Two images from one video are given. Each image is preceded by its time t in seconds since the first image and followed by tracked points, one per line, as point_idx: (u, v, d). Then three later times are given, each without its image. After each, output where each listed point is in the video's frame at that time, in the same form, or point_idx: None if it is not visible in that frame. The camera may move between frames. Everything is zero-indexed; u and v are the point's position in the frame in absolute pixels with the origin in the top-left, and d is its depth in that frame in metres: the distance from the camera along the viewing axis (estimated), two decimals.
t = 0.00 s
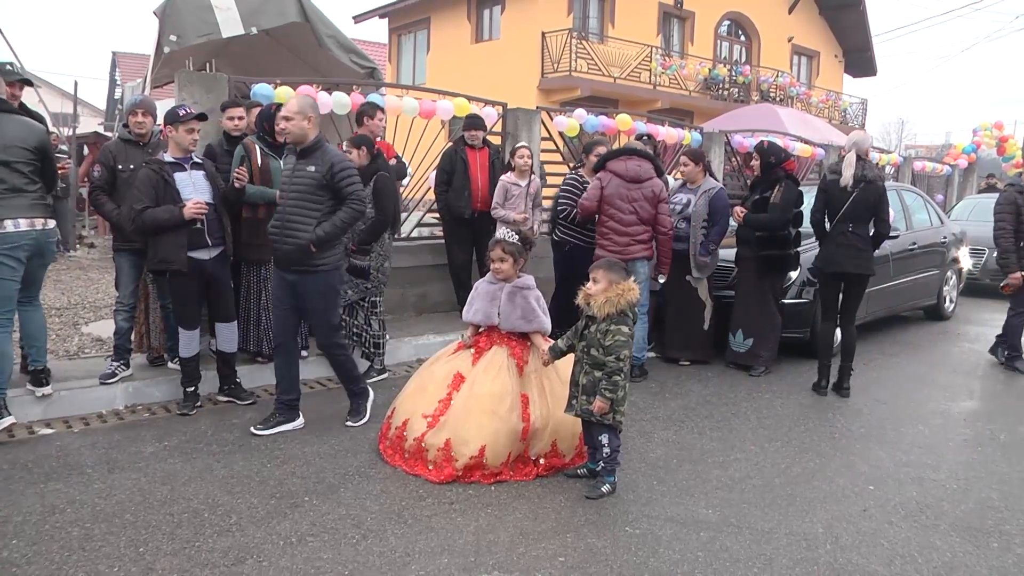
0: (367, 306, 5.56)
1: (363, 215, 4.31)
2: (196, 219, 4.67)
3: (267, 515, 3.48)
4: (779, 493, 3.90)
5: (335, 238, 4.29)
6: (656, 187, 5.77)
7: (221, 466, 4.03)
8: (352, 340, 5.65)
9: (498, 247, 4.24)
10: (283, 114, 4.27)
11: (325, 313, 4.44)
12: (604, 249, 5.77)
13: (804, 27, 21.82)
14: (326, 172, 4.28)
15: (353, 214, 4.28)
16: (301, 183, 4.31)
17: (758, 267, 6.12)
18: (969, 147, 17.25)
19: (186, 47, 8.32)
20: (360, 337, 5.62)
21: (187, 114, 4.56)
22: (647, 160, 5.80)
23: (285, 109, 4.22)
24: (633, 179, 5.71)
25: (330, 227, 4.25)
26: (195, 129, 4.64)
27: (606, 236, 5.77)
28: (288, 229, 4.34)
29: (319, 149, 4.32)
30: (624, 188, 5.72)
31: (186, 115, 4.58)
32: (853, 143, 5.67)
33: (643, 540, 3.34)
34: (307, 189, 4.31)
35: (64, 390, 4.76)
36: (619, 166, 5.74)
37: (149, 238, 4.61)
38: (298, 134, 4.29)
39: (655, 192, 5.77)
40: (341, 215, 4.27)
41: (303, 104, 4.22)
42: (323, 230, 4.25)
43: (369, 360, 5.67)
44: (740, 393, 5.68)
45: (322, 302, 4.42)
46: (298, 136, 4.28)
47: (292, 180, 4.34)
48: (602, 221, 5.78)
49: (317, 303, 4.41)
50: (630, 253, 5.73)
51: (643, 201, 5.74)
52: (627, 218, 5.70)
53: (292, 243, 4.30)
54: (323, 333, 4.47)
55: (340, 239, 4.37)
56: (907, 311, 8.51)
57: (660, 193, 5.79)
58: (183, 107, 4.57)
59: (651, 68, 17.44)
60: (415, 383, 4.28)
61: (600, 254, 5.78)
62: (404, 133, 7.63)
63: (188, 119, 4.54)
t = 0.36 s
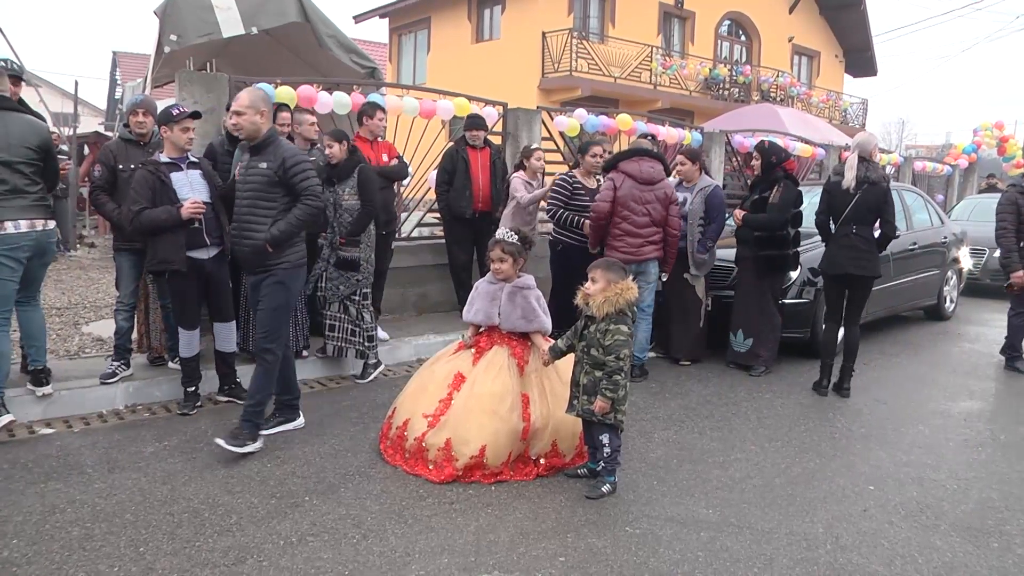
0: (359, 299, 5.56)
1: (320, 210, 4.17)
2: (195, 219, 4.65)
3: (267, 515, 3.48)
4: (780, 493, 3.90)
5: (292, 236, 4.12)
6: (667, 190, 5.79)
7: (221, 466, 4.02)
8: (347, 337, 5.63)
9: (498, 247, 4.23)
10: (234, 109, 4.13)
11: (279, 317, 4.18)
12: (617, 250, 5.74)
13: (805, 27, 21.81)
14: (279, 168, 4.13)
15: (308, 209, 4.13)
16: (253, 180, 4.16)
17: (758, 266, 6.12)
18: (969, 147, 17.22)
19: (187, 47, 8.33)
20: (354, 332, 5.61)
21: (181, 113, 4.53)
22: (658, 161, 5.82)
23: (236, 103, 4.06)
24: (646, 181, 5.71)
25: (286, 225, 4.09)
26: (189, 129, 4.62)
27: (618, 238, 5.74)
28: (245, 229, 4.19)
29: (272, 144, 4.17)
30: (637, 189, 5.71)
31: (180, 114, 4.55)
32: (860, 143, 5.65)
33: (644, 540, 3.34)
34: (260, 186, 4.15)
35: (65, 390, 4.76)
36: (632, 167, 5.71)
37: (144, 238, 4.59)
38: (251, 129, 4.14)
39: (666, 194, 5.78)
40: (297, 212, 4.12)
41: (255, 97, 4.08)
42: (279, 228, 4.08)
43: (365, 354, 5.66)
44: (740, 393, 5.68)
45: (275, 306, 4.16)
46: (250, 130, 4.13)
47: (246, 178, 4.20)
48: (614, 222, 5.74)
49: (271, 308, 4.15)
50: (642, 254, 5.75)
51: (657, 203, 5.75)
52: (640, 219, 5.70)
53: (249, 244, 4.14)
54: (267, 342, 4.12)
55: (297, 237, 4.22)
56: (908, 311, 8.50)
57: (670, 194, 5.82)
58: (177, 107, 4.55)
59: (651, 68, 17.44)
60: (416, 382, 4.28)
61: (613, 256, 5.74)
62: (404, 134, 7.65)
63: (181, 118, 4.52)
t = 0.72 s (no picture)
0: (346, 292, 5.57)
1: (269, 215, 3.91)
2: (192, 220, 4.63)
3: (264, 516, 3.48)
4: (778, 494, 3.91)
5: (235, 242, 3.86)
6: (669, 191, 5.79)
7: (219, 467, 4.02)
8: (332, 330, 5.62)
9: (495, 248, 4.23)
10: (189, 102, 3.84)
11: (227, 340, 4.01)
12: (620, 253, 5.75)
13: (803, 28, 21.85)
14: (229, 167, 3.87)
15: (256, 214, 3.87)
16: (201, 178, 3.90)
17: (755, 268, 6.13)
18: (967, 148, 17.25)
19: (185, 47, 8.33)
20: (341, 325, 5.63)
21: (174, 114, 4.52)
22: (659, 161, 5.80)
23: (190, 96, 3.78)
24: (648, 182, 5.70)
25: (231, 229, 3.83)
26: (185, 129, 4.60)
27: (621, 240, 5.75)
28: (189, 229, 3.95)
29: (226, 142, 3.92)
30: (640, 191, 5.70)
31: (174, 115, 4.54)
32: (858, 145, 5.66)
33: (642, 540, 3.34)
34: (208, 185, 3.89)
35: (63, 391, 4.75)
36: (636, 168, 5.68)
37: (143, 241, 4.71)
38: (205, 124, 3.85)
39: (668, 196, 5.79)
40: (243, 216, 3.85)
41: (212, 91, 3.80)
42: (222, 232, 3.83)
43: (351, 347, 5.68)
44: (738, 394, 5.68)
45: (224, 317, 3.97)
46: (202, 125, 3.85)
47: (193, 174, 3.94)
48: (617, 224, 5.74)
49: (219, 321, 3.96)
50: (644, 256, 5.77)
51: (659, 205, 5.76)
52: (643, 221, 5.71)
53: (191, 246, 3.88)
54: (220, 357, 4.00)
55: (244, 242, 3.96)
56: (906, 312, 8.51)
57: (672, 195, 5.82)
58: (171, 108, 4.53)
59: (649, 69, 17.45)
60: (414, 383, 4.28)
61: (617, 258, 5.75)
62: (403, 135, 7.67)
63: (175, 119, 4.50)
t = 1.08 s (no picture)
0: (345, 290, 5.59)
1: (213, 217, 3.80)
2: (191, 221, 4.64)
3: (264, 517, 3.47)
4: (777, 494, 3.91)
5: (180, 247, 3.74)
6: (668, 192, 5.78)
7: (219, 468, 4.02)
8: (329, 328, 5.67)
9: (494, 249, 4.22)
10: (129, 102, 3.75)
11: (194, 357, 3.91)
12: (617, 253, 5.76)
13: (802, 29, 21.87)
14: (171, 168, 3.76)
15: (201, 216, 3.76)
16: (143, 182, 3.79)
17: (753, 269, 6.13)
18: (966, 149, 17.27)
19: (185, 48, 8.34)
20: (338, 324, 5.67)
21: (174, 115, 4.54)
22: (660, 163, 5.78)
23: (129, 95, 3.69)
24: (647, 184, 5.69)
25: (176, 234, 3.72)
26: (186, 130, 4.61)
27: (619, 240, 5.76)
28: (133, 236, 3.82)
29: (167, 142, 3.80)
30: (639, 193, 5.70)
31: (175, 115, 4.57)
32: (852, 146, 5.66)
33: (641, 541, 3.35)
34: (151, 189, 3.78)
35: (61, 392, 4.75)
36: (635, 170, 5.68)
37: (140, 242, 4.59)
38: (146, 124, 3.76)
39: (667, 198, 5.78)
40: (187, 219, 3.73)
41: (151, 89, 3.73)
42: (165, 237, 3.71)
43: (347, 340, 5.78)
44: (737, 395, 5.69)
45: (185, 326, 3.87)
46: (142, 125, 3.76)
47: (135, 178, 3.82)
48: (615, 225, 5.75)
49: (181, 330, 3.86)
50: (642, 257, 5.77)
51: (656, 207, 5.75)
52: (642, 222, 5.71)
53: (135, 253, 3.75)
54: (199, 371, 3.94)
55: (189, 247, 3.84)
56: (905, 313, 8.53)
57: (672, 197, 5.81)
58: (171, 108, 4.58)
59: (648, 70, 17.46)
60: (414, 384, 4.27)
61: (614, 258, 5.77)
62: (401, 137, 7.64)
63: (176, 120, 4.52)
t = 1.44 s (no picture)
0: (340, 291, 5.59)
1: (146, 213, 3.62)
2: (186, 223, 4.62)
3: (258, 517, 3.47)
4: (771, 496, 3.92)
5: (110, 243, 3.57)
6: (662, 192, 5.77)
7: (213, 468, 4.01)
8: (325, 329, 5.69)
9: (489, 250, 4.23)
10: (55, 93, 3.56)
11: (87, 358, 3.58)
12: (612, 255, 5.77)
13: (797, 32, 21.93)
14: (101, 161, 3.58)
15: (131, 212, 3.57)
16: (71, 176, 3.61)
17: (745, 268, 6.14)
18: (960, 152, 17.31)
19: (180, 49, 8.34)
20: (333, 325, 5.68)
21: (173, 117, 4.51)
22: (655, 163, 5.77)
23: (56, 86, 3.51)
24: (641, 185, 5.69)
25: (105, 229, 3.54)
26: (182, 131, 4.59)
27: (614, 243, 5.76)
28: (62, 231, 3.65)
29: (99, 134, 3.63)
30: (633, 195, 5.71)
31: (172, 117, 4.53)
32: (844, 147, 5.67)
33: (635, 543, 3.35)
34: (79, 183, 3.60)
35: (53, 393, 4.72)
36: (628, 172, 5.68)
37: (137, 240, 4.51)
38: (75, 116, 3.57)
39: (661, 198, 5.77)
40: (115, 214, 3.55)
41: (79, 79, 3.54)
42: (93, 232, 3.53)
43: (342, 345, 5.76)
44: (732, 396, 5.69)
45: (99, 324, 3.61)
46: (69, 117, 3.57)
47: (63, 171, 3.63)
48: (610, 227, 5.75)
49: (87, 329, 3.58)
50: (637, 259, 5.78)
51: (650, 208, 5.74)
52: (636, 224, 5.72)
53: (63, 249, 3.58)
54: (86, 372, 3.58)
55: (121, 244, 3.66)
56: (899, 315, 8.55)
57: (667, 196, 5.80)
58: (169, 109, 4.54)
59: (644, 72, 17.50)
60: (408, 385, 4.28)
61: (609, 260, 5.78)
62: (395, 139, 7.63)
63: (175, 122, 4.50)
